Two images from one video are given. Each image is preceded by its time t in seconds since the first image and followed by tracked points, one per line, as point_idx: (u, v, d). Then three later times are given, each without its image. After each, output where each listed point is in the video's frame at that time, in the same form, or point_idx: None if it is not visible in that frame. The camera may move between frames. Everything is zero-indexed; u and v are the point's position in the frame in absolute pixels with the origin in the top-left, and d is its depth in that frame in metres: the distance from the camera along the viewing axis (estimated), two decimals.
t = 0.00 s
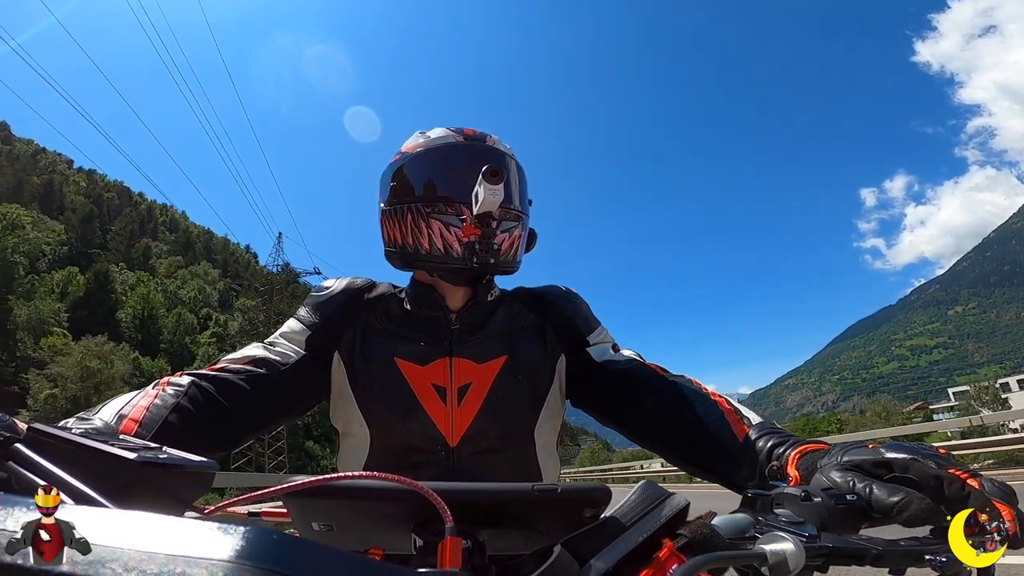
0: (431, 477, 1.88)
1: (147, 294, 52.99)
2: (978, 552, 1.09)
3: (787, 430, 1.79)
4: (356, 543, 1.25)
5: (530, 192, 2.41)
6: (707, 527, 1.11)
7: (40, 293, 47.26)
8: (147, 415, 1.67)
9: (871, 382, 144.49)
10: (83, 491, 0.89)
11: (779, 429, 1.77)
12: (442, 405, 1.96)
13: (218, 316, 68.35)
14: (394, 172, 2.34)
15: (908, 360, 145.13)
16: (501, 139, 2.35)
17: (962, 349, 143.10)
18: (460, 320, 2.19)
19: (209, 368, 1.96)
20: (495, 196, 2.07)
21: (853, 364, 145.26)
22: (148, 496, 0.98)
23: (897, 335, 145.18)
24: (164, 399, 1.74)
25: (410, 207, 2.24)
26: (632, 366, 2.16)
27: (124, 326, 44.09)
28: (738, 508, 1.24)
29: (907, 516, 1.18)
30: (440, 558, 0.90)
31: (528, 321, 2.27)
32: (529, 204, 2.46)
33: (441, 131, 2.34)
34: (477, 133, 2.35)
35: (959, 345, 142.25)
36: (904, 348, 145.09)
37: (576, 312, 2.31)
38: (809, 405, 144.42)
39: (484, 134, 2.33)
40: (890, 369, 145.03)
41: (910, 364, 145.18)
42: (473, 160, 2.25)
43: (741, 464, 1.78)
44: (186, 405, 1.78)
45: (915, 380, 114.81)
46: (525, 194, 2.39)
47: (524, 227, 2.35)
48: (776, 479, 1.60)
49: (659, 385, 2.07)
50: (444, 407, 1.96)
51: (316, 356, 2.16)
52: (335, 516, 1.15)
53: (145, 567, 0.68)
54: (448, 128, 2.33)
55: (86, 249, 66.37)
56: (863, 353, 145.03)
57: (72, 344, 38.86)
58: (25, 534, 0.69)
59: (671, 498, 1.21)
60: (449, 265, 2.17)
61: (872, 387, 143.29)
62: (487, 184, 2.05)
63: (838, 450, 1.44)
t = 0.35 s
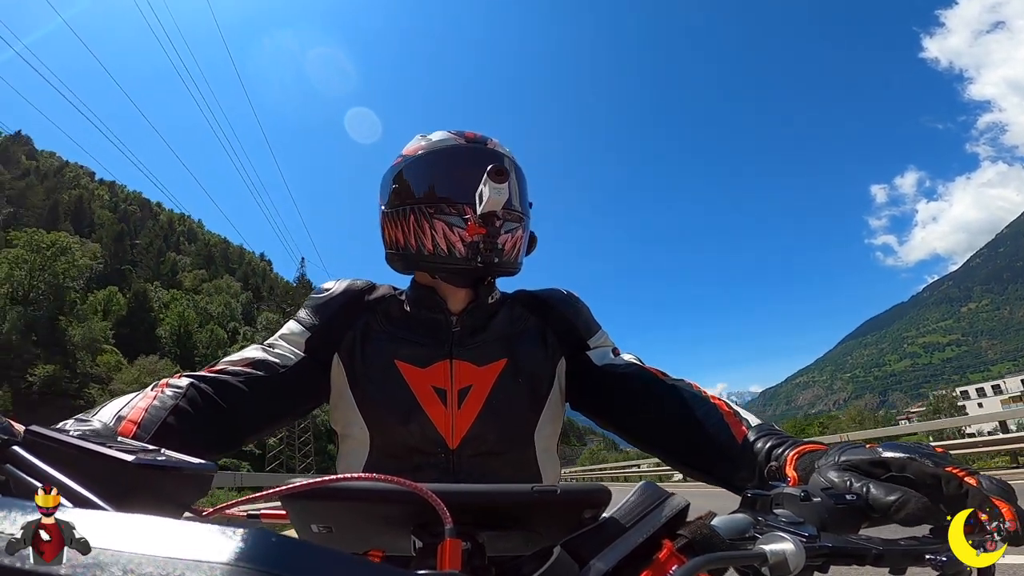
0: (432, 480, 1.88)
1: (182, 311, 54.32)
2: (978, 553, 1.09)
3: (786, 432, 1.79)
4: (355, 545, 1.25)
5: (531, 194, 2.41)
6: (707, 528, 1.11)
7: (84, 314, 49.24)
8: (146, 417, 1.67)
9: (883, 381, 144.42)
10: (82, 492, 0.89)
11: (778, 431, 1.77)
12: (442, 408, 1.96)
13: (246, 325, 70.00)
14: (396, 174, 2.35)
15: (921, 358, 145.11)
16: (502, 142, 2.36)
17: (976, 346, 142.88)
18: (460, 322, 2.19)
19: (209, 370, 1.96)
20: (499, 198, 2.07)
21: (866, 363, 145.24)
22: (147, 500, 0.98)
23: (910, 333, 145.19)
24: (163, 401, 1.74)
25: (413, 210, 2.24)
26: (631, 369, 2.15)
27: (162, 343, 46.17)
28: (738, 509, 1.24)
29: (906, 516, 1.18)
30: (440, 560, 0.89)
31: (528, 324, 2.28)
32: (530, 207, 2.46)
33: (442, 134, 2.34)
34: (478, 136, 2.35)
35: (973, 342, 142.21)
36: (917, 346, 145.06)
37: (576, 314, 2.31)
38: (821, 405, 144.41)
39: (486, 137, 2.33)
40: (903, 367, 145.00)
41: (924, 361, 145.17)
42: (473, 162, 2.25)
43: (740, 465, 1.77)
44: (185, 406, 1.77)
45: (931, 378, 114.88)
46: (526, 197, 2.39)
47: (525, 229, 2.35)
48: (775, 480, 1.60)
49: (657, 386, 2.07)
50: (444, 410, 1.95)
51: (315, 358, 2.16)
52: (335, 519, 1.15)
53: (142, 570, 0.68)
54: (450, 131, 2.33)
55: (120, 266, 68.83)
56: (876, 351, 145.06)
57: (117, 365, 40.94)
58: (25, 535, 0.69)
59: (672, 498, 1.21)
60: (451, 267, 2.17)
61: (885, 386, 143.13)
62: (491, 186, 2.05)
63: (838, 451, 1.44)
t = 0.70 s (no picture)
0: (431, 476, 1.88)
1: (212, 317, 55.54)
2: (974, 550, 1.10)
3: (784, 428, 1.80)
4: (355, 542, 1.26)
5: (530, 189, 2.42)
6: (703, 524, 1.12)
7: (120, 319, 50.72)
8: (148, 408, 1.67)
9: (895, 379, 144.36)
10: (84, 488, 0.90)
11: (775, 426, 1.78)
12: (443, 402, 1.97)
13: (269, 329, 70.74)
14: (396, 170, 2.35)
15: (934, 356, 144.96)
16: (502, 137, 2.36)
17: (989, 344, 142.60)
18: (461, 317, 2.19)
19: (211, 360, 1.97)
20: (500, 190, 2.08)
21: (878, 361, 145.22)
22: (148, 497, 0.99)
23: (922, 331, 145.11)
24: (164, 392, 1.74)
25: (413, 204, 2.25)
26: (630, 365, 2.16)
27: (191, 349, 47.60)
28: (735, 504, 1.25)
29: (902, 512, 1.19)
30: (438, 556, 0.90)
31: (528, 319, 2.28)
32: (530, 201, 2.46)
33: (443, 130, 2.34)
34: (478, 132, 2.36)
35: (986, 340, 141.98)
36: (930, 344, 144.99)
37: (575, 312, 2.31)
38: (832, 402, 144.55)
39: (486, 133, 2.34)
40: (915, 365, 144.91)
41: (936, 359, 145.06)
42: (473, 157, 2.26)
43: (738, 461, 1.79)
44: (187, 398, 1.77)
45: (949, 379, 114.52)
46: (525, 192, 2.40)
47: (525, 223, 2.36)
48: (772, 476, 1.61)
49: (655, 383, 2.08)
50: (444, 405, 1.96)
51: (316, 352, 2.17)
52: (334, 514, 1.16)
53: (143, 569, 0.69)
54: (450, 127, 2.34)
55: (149, 276, 70.79)
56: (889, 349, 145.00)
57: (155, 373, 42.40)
58: (25, 534, 0.69)
59: (669, 494, 1.22)
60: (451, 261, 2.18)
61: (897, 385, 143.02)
62: (491, 178, 2.06)
63: (833, 446, 1.45)
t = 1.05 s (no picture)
0: (428, 479, 1.87)
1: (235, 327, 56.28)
2: (975, 553, 1.10)
3: (781, 430, 1.79)
4: (352, 547, 1.26)
5: (525, 192, 2.41)
6: (701, 527, 1.11)
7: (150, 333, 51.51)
8: (139, 415, 1.63)
9: (904, 379, 144.39)
10: (77, 495, 0.89)
11: (773, 429, 1.77)
12: (439, 408, 1.96)
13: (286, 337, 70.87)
14: (391, 174, 2.34)
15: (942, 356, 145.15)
16: (496, 141, 2.36)
17: (998, 344, 142.72)
18: (456, 321, 2.18)
19: (203, 367, 1.95)
20: (490, 190, 2.08)
21: (887, 362, 145.31)
22: (141, 502, 0.98)
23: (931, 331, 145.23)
24: (156, 399, 1.71)
25: (407, 207, 2.24)
26: (626, 369, 2.16)
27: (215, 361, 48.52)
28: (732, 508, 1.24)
29: (903, 515, 1.18)
30: (435, 561, 0.89)
31: (525, 324, 2.28)
32: (525, 204, 2.45)
33: (437, 133, 2.34)
34: (471, 135, 2.35)
35: (995, 340, 142.15)
36: (939, 344, 145.17)
37: (572, 315, 2.31)
38: (840, 404, 144.71)
39: (479, 136, 2.33)
40: (923, 366, 145.06)
41: (944, 359, 145.11)
42: (466, 160, 2.25)
43: (736, 465, 1.77)
44: (178, 405, 1.75)
45: (961, 376, 114.41)
46: (521, 194, 2.39)
47: (520, 225, 2.36)
48: (771, 478, 1.60)
49: (652, 387, 2.08)
50: (441, 410, 1.95)
51: (310, 357, 2.16)
52: (329, 519, 1.15)
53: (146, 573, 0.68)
54: (444, 130, 2.33)
55: (170, 287, 71.59)
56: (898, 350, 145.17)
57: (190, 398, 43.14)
58: (25, 535, 0.69)
59: (668, 497, 1.21)
60: (446, 264, 2.17)
61: (905, 384, 142.93)
62: (482, 179, 2.05)
63: (831, 448, 1.45)
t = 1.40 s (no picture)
0: (422, 478, 1.88)
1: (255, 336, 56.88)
2: (972, 551, 1.11)
3: (777, 426, 1.80)
4: (351, 547, 1.26)
5: (520, 190, 2.40)
6: (698, 522, 1.12)
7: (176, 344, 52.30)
8: (133, 420, 1.62)
9: (911, 378, 144.28)
10: (75, 499, 0.89)
11: (770, 425, 1.78)
12: (435, 408, 1.96)
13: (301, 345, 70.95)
14: (385, 172, 2.34)
15: (950, 355, 145.17)
16: (491, 140, 2.36)
17: (1007, 343, 142.70)
18: (450, 321, 2.18)
19: (196, 370, 1.94)
20: (483, 192, 2.07)
21: (895, 362, 145.28)
22: (140, 506, 0.98)
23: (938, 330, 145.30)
24: (150, 403, 1.70)
25: (402, 207, 2.24)
26: (622, 367, 2.17)
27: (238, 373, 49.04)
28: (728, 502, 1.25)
29: (897, 506, 1.19)
30: (434, 560, 0.89)
31: (519, 323, 2.28)
32: (520, 204, 2.46)
33: (431, 131, 2.33)
34: (466, 134, 2.35)
35: (1004, 339, 142.18)
36: (947, 344, 145.22)
37: (566, 313, 2.32)
38: (847, 404, 144.84)
39: (474, 134, 2.33)
40: (931, 365, 145.07)
41: (953, 359, 145.13)
42: (460, 159, 2.25)
43: (732, 461, 1.78)
44: (173, 409, 1.74)
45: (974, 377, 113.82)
46: (515, 194, 2.39)
47: (514, 226, 2.36)
48: (766, 473, 1.62)
49: (647, 385, 2.08)
50: (436, 410, 1.95)
51: (304, 358, 2.15)
52: (329, 520, 1.15)
53: (147, 572, 0.69)
54: (438, 129, 2.33)
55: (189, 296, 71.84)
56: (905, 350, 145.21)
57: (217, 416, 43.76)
58: (26, 535, 0.69)
59: (663, 493, 1.22)
60: (440, 265, 2.17)
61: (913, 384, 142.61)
62: (475, 180, 2.05)
63: (825, 442, 1.47)
